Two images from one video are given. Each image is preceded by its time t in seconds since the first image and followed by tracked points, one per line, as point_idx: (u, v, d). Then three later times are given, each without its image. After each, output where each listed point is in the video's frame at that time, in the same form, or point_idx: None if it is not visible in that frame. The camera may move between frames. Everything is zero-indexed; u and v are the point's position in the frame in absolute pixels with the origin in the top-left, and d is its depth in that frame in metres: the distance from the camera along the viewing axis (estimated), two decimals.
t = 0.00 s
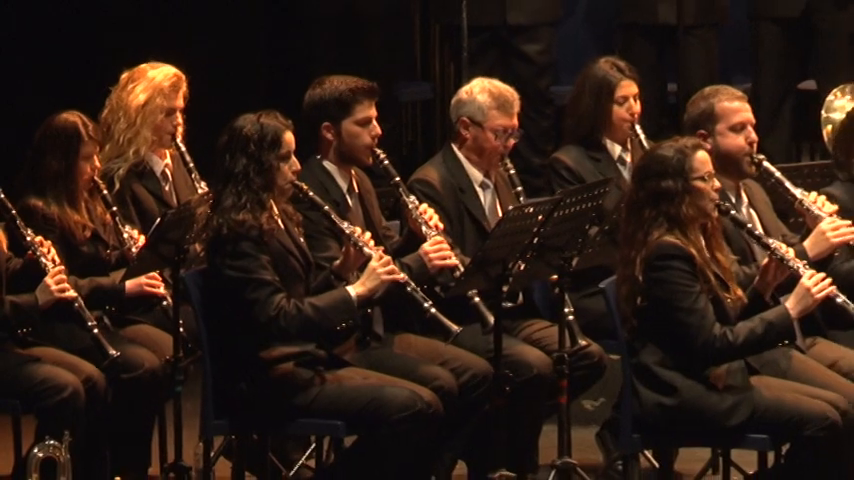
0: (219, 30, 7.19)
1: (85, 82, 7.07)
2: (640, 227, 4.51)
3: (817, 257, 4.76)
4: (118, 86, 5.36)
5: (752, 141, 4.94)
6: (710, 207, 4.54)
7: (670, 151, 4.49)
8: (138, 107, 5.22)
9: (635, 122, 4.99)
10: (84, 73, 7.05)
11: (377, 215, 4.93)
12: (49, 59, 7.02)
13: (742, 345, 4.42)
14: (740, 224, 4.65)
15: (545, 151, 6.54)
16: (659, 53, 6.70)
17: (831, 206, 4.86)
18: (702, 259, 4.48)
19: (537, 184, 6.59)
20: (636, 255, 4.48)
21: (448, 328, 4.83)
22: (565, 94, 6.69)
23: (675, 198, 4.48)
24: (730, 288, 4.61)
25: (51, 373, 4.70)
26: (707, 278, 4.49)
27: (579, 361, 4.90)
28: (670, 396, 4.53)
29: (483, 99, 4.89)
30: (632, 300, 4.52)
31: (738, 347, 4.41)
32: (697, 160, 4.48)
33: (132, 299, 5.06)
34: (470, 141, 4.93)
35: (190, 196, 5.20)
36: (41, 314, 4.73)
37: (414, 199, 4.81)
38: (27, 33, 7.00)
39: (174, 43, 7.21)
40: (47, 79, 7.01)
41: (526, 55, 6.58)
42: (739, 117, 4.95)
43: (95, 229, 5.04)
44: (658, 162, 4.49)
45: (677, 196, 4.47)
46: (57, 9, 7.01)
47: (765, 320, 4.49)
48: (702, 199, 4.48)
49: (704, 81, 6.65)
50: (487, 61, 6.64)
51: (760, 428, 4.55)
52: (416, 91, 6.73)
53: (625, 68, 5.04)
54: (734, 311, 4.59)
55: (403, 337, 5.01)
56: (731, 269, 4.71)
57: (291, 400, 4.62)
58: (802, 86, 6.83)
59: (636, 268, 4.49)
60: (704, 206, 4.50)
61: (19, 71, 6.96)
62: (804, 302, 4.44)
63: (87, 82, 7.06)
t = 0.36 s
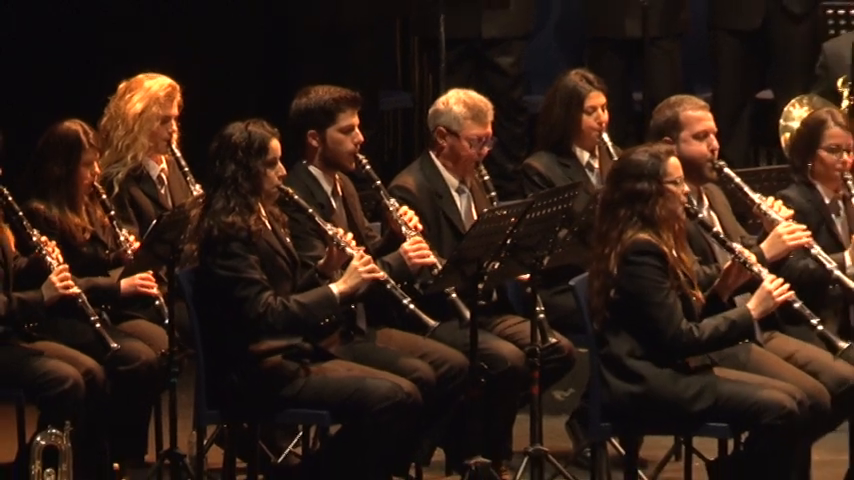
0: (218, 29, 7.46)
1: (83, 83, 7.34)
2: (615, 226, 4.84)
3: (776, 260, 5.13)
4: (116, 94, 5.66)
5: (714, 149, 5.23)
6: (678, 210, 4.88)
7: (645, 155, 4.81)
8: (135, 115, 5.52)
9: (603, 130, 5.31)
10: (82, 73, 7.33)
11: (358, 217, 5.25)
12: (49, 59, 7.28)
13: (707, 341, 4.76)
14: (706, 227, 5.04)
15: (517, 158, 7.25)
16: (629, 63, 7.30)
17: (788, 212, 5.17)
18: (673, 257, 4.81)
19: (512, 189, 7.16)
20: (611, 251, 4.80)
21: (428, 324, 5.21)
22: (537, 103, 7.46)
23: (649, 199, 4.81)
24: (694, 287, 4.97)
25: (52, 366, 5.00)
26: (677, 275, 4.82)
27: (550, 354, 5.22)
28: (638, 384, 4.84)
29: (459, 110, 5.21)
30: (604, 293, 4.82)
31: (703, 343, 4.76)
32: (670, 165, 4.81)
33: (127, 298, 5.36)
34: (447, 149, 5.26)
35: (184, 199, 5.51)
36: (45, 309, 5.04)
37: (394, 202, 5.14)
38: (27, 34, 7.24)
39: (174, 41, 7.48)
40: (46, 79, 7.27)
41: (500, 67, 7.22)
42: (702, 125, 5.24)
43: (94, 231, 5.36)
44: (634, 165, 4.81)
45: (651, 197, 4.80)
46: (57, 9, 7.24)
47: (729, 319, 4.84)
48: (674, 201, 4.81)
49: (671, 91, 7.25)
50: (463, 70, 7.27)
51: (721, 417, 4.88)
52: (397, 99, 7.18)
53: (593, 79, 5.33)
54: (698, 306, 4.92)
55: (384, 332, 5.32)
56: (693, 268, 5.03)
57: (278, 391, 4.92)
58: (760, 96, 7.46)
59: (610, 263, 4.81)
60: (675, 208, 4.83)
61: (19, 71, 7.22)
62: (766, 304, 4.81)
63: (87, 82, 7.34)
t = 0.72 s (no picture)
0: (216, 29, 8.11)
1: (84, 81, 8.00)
2: (586, 227, 5.14)
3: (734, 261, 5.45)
4: (111, 103, 5.97)
5: (674, 155, 5.60)
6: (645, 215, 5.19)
7: (618, 162, 5.12)
8: (129, 123, 5.84)
9: (568, 137, 5.65)
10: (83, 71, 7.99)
11: (339, 218, 5.57)
12: (49, 58, 7.94)
13: (663, 342, 5.10)
14: (669, 231, 5.36)
15: (488, 164, 7.52)
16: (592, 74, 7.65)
17: (745, 214, 5.47)
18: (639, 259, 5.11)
19: (482, 192, 7.48)
20: (581, 251, 5.11)
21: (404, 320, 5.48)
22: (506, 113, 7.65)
23: (620, 205, 5.11)
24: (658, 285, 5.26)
25: (51, 360, 5.31)
26: (643, 276, 5.12)
27: (521, 349, 5.55)
28: (603, 375, 5.14)
29: (433, 117, 5.55)
30: (572, 289, 5.13)
31: (660, 344, 5.09)
32: (640, 173, 5.12)
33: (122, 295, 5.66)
34: (422, 155, 5.61)
35: (174, 202, 5.82)
36: (44, 308, 5.34)
37: (373, 204, 5.48)
38: (27, 33, 7.90)
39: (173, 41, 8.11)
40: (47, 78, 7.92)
41: (472, 77, 7.49)
42: (663, 133, 5.60)
43: (91, 233, 5.68)
44: (607, 171, 5.12)
45: (621, 202, 5.11)
46: (58, 9, 7.91)
47: (686, 321, 5.16)
48: (642, 207, 5.12)
49: (630, 98, 7.60)
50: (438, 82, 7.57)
51: (681, 407, 5.18)
52: (377, 109, 7.59)
53: (560, 88, 5.68)
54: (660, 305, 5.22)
55: (364, 328, 5.63)
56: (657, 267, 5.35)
57: (264, 382, 5.23)
58: (717, 105, 7.62)
59: (580, 262, 5.11)
60: (643, 213, 5.14)
61: (20, 70, 7.88)
62: (719, 308, 5.12)
63: (86, 81, 7.99)
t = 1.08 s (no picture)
0: (214, 29, 8.43)
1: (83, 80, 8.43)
2: (562, 230, 5.49)
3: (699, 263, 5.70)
4: (108, 112, 6.31)
5: (641, 159, 5.89)
6: (619, 221, 5.51)
7: (597, 170, 5.43)
8: (125, 130, 6.18)
9: (539, 142, 6.00)
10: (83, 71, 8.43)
11: (324, 218, 5.90)
12: (49, 57, 8.39)
13: (627, 343, 5.43)
14: (640, 236, 5.59)
15: (464, 169, 7.91)
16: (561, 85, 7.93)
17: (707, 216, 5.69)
18: (610, 262, 5.44)
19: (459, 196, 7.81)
20: (556, 252, 5.45)
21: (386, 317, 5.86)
22: (482, 120, 7.99)
23: (596, 211, 5.45)
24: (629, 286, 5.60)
25: (52, 353, 5.64)
26: (612, 278, 5.45)
27: (494, 343, 5.89)
28: (572, 370, 5.49)
29: (412, 125, 5.88)
30: (545, 288, 5.47)
31: (624, 344, 5.42)
32: (618, 182, 5.44)
33: (120, 292, 5.99)
34: (403, 160, 5.95)
35: (168, 204, 6.17)
36: (48, 305, 5.69)
37: (355, 206, 5.83)
38: (28, 33, 8.35)
39: (173, 41, 8.49)
40: (47, 78, 8.36)
41: (449, 87, 7.84)
42: (630, 139, 5.89)
43: (90, 234, 6.02)
44: (586, 178, 5.43)
45: (597, 209, 5.44)
46: (58, 9, 8.35)
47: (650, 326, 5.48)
48: (617, 214, 5.46)
49: (596, 106, 7.86)
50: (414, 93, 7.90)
51: (648, 398, 5.48)
52: (358, 116, 7.98)
53: (532, 96, 6.01)
54: (629, 305, 5.56)
55: (348, 324, 5.96)
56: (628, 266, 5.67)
57: (253, 375, 5.55)
58: (680, 113, 7.95)
59: (554, 263, 5.45)
60: (618, 219, 5.48)
61: (21, 69, 8.33)
62: (684, 316, 5.41)
63: (86, 81, 8.43)
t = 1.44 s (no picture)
0: (214, 29, 8.85)
1: (82, 78, 8.69)
2: (535, 233, 5.69)
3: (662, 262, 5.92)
4: (103, 119, 6.63)
5: (608, 165, 6.20)
6: (591, 225, 5.71)
7: (570, 176, 5.61)
8: (119, 136, 6.51)
9: (513, 149, 6.34)
10: (82, 70, 8.69)
11: (307, 219, 6.26)
12: (49, 57, 8.60)
13: (592, 342, 5.68)
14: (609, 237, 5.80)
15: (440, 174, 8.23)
16: (532, 94, 8.30)
17: (668, 218, 5.99)
18: (579, 265, 5.65)
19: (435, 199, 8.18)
20: (527, 255, 5.66)
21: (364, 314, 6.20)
22: (457, 127, 8.35)
23: (567, 216, 5.64)
24: (599, 287, 5.81)
25: (49, 348, 5.98)
26: (581, 280, 5.68)
27: (467, 338, 6.24)
28: (541, 366, 5.78)
29: (391, 131, 6.21)
30: (517, 288, 5.72)
31: (589, 344, 5.67)
32: (591, 188, 5.61)
33: (113, 290, 6.31)
34: (383, 165, 6.28)
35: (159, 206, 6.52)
36: (41, 310, 5.97)
37: (336, 208, 6.17)
38: (28, 33, 8.54)
39: (173, 42, 8.82)
40: (47, 78, 8.58)
41: (424, 96, 8.23)
42: (598, 145, 6.20)
43: (86, 235, 6.36)
44: (559, 184, 5.62)
45: (569, 214, 5.64)
46: (58, 9, 8.57)
47: (615, 327, 5.71)
48: (588, 219, 5.65)
49: (566, 112, 8.20)
50: (392, 104, 8.31)
51: (615, 390, 5.78)
52: (339, 124, 8.33)
53: (506, 106, 6.35)
54: (597, 305, 5.79)
55: (331, 319, 6.32)
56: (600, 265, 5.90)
57: (241, 368, 5.87)
58: (643, 120, 8.28)
59: (526, 264, 5.68)
60: (589, 223, 5.67)
61: (21, 69, 8.53)
62: (648, 320, 5.65)
63: (86, 80, 8.70)
